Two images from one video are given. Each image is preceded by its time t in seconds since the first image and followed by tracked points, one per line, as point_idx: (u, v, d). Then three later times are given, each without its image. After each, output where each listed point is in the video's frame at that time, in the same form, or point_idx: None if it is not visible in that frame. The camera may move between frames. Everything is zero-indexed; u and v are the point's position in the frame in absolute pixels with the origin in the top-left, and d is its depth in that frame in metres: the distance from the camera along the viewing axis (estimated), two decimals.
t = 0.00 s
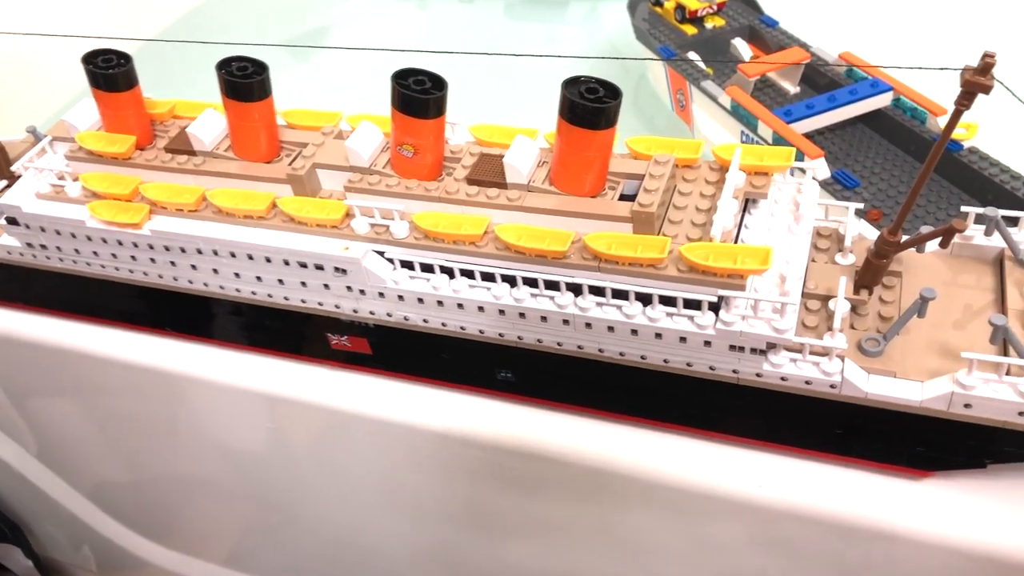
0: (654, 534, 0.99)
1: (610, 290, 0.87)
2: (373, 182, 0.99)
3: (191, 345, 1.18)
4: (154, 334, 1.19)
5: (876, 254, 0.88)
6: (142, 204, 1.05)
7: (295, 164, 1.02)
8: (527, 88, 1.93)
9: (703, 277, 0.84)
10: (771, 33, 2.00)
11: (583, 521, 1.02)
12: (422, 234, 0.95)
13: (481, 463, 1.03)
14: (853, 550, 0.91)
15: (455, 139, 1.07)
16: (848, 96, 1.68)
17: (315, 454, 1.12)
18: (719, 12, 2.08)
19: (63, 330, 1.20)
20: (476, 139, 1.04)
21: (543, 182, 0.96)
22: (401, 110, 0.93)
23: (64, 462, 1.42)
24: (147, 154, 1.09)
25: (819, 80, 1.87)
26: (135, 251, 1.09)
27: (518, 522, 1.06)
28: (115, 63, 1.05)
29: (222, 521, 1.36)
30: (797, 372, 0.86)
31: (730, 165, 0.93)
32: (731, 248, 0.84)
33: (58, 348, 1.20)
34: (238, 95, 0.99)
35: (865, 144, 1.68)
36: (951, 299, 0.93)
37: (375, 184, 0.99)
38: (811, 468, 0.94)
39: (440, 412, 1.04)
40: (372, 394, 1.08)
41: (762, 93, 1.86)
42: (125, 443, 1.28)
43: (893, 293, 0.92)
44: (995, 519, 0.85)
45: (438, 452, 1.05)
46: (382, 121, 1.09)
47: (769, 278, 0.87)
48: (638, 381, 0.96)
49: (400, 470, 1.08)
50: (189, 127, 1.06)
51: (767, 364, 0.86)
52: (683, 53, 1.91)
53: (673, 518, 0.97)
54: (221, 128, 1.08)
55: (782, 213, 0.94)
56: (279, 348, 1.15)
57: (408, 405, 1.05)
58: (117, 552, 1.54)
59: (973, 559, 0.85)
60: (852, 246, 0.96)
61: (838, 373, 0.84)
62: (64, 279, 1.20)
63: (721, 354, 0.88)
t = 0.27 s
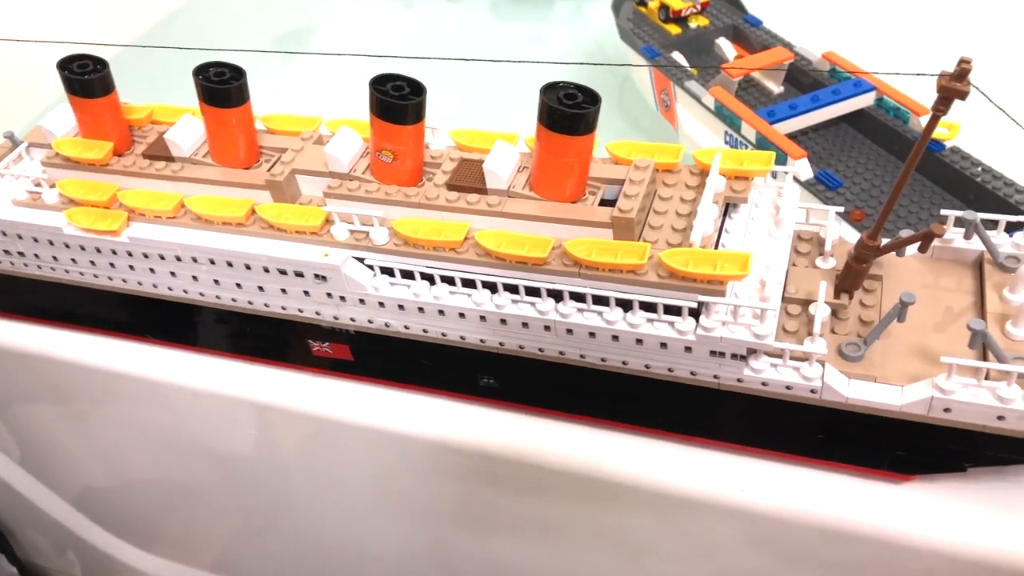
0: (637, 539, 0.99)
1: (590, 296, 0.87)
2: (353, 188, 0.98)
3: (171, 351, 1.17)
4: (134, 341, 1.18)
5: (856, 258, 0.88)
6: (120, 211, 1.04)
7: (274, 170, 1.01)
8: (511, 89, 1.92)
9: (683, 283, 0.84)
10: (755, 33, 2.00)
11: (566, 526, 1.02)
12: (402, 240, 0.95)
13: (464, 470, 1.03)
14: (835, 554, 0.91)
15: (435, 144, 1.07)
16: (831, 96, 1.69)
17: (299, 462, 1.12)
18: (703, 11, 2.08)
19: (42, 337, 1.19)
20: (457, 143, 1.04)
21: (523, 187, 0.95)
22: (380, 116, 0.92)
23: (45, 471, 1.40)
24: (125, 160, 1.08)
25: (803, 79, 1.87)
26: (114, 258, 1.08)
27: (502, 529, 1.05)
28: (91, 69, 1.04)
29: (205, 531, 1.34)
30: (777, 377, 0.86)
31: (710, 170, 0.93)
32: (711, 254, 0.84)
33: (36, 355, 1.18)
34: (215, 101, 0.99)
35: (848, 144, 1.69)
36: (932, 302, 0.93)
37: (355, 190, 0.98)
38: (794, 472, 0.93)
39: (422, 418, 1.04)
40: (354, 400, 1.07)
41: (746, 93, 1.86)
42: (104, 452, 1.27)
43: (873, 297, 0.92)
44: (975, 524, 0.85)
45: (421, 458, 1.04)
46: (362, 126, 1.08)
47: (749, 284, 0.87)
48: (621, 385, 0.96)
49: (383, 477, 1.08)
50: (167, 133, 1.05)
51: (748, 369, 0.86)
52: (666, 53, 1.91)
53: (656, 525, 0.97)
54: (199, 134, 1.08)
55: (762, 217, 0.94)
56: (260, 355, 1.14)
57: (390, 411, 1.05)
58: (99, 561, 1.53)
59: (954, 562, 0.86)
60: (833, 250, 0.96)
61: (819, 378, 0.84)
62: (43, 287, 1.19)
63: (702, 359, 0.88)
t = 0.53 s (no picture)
0: (625, 540, 0.99)
1: (575, 297, 0.86)
2: (337, 190, 0.98)
3: (157, 354, 1.16)
4: (120, 344, 1.18)
5: (841, 257, 0.87)
6: (103, 213, 1.04)
7: (258, 172, 1.01)
8: (500, 88, 1.91)
9: (667, 284, 0.84)
10: (744, 30, 2.00)
11: (554, 528, 1.02)
12: (387, 242, 0.94)
13: (450, 471, 1.02)
14: (822, 554, 0.91)
15: (421, 144, 1.06)
16: (820, 94, 1.69)
17: (286, 465, 1.11)
18: (692, 9, 2.08)
19: (27, 340, 1.19)
20: (443, 144, 1.03)
21: (508, 189, 0.95)
22: (363, 117, 0.92)
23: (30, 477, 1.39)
24: (109, 163, 1.07)
25: (791, 77, 1.87)
26: (98, 261, 1.08)
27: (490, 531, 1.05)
28: (73, 71, 1.03)
29: (192, 536, 1.33)
30: (763, 377, 0.86)
31: (695, 169, 0.92)
32: (695, 254, 0.84)
33: (21, 359, 1.18)
34: (198, 103, 0.98)
35: (836, 142, 1.69)
36: (918, 301, 0.93)
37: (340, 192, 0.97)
38: (781, 472, 0.93)
39: (409, 420, 1.03)
40: (340, 402, 1.06)
41: (735, 91, 1.86)
42: (90, 456, 1.26)
43: (859, 296, 0.92)
44: (961, 523, 0.85)
45: (408, 460, 1.04)
46: (347, 127, 1.08)
47: (734, 284, 0.87)
48: (608, 385, 0.96)
49: (369, 480, 1.07)
50: (151, 136, 1.05)
51: (733, 369, 0.86)
52: (655, 51, 1.91)
53: (643, 526, 0.97)
54: (183, 136, 1.07)
55: (748, 217, 0.94)
56: (247, 357, 1.14)
57: (376, 413, 1.05)
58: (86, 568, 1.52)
59: (940, 561, 0.86)
60: (818, 249, 0.96)
61: (804, 378, 0.84)
62: (29, 290, 1.19)
63: (687, 360, 0.88)
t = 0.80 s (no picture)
0: (616, 544, 0.99)
1: (565, 300, 0.86)
2: (327, 193, 0.98)
3: (147, 358, 1.16)
4: (111, 348, 1.18)
5: (831, 260, 0.87)
6: (93, 217, 1.03)
7: (248, 176, 1.01)
8: (493, 88, 1.91)
9: (657, 287, 0.84)
10: (736, 30, 2.00)
11: (543, 532, 1.01)
12: (377, 245, 0.94)
13: (440, 475, 1.02)
14: (812, 556, 0.91)
15: (411, 147, 1.06)
16: (811, 94, 1.69)
17: (275, 471, 1.10)
18: (684, 9, 2.08)
19: (15, 344, 1.18)
20: (433, 147, 1.03)
21: (498, 192, 0.95)
22: (353, 120, 0.92)
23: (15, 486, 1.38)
24: (98, 166, 1.07)
25: (783, 77, 1.87)
26: (88, 265, 1.07)
27: (481, 534, 1.05)
28: (61, 75, 1.03)
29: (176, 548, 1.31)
30: (753, 380, 0.86)
31: (685, 172, 0.92)
32: (685, 258, 0.84)
33: (10, 363, 1.17)
34: (187, 106, 0.98)
35: (829, 141, 1.69)
36: (909, 302, 0.93)
37: (329, 195, 0.97)
38: (772, 474, 0.94)
39: (400, 422, 1.03)
40: (331, 405, 1.06)
41: (727, 91, 1.86)
42: (75, 463, 1.25)
43: (849, 297, 0.92)
44: (950, 525, 0.86)
45: (398, 463, 1.03)
46: (338, 130, 1.07)
47: (724, 286, 0.87)
48: (599, 388, 0.96)
49: (360, 484, 1.07)
50: (140, 139, 1.04)
51: (723, 372, 0.86)
52: (647, 50, 1.91)
53: (635, 529, 0.97)
54: (173, 140, 1.07)
55: (738, 219, 0.94)
56: (238, 360, 1.14)
57: (367, 416, 1.04)
58: None
59: (929, 564, 0.86)
60: (809, 251, 0.96)
61: (794, 381, 0.84)
62: (18, 293, 1.18)
63: (678, 363, 0.88)
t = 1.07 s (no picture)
0: (611, 544, 0.98)
1: (558, 301, 0.86)
2: (320, 194, 0.97)
3: (139, 359, 1.15)
4: (103, 349, 1.17)
5: (824, 259, 0.87)
6: (85, 218, 1.03)
7: (240, 176, 1.00)
8: (488, 87, 1.91)
9: (651, 287, 0.84)
10: (731, 29, 2.00)
11: (537, 533, 1.01)
12: (369, 246, 0.94)
13: (434, 475, 1.02)
14: (806, 555, 0.91)
15: (404, 148, 1.06)
16: (806, 92, 1.69)
17: (269, 471, 1.10)
18: (679, 8, 2.08)
19: (7, 345, 1.18)
20: (426, 147, 1.03)
21: (491, 192, 0.95)
22: (345, 121, 0.92)
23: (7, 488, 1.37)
24: (90, 167, 1.06)
25: (778, 76, 1.87)
26: (80, 266, 1.07)
27: (476, 535, 1.05)
28: (53, 75, 1.03)
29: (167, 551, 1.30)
30: (746, 380, 0.85)
31: (679, 171, 0.92)
32: (678, 258, 0.84)
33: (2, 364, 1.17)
34: (179, 107, 0.97)
35: (823, 140, 1.69)
36: (902, 301, 0.93)
37: (322, 196, 0.97)
38: (765, 474, 0.93)
39: (394, 423, 1.03)
40: (325, 406, 1.06)
41: (722, 90, 1.86)
42: (67, 465, 1.24)
43: (842, 297, 0.92)
44: (944, 524, 0.86)
45: (391, 463, 1.03)
46: (330, 130, 1.07)
47: (717, 286, 0.86)
48: (593, 387, 0.96)
49: (354, 485, 1.07)
50: (132, 140, 1.04)
51: (717, 372, 0.86)
52: (642, 49, 1.91)
53: (628, 528, 0.97)
54: (165, 140, 1.06)
55: (731, 219, 0.94)
56: (231, 361, 1.13)
57: (361, 416, 1.04)
58: None
59: (923, 563, 0.86)
60: (802, 250, 0.96)
61: (787, 381, 0.84)
62: (11, 294, 1.18)
63: (671, 363, 0.88)
